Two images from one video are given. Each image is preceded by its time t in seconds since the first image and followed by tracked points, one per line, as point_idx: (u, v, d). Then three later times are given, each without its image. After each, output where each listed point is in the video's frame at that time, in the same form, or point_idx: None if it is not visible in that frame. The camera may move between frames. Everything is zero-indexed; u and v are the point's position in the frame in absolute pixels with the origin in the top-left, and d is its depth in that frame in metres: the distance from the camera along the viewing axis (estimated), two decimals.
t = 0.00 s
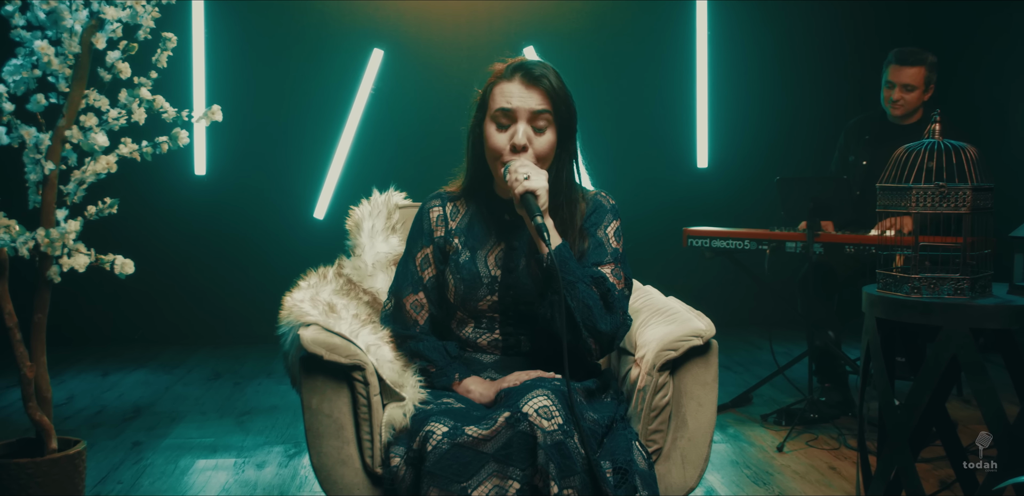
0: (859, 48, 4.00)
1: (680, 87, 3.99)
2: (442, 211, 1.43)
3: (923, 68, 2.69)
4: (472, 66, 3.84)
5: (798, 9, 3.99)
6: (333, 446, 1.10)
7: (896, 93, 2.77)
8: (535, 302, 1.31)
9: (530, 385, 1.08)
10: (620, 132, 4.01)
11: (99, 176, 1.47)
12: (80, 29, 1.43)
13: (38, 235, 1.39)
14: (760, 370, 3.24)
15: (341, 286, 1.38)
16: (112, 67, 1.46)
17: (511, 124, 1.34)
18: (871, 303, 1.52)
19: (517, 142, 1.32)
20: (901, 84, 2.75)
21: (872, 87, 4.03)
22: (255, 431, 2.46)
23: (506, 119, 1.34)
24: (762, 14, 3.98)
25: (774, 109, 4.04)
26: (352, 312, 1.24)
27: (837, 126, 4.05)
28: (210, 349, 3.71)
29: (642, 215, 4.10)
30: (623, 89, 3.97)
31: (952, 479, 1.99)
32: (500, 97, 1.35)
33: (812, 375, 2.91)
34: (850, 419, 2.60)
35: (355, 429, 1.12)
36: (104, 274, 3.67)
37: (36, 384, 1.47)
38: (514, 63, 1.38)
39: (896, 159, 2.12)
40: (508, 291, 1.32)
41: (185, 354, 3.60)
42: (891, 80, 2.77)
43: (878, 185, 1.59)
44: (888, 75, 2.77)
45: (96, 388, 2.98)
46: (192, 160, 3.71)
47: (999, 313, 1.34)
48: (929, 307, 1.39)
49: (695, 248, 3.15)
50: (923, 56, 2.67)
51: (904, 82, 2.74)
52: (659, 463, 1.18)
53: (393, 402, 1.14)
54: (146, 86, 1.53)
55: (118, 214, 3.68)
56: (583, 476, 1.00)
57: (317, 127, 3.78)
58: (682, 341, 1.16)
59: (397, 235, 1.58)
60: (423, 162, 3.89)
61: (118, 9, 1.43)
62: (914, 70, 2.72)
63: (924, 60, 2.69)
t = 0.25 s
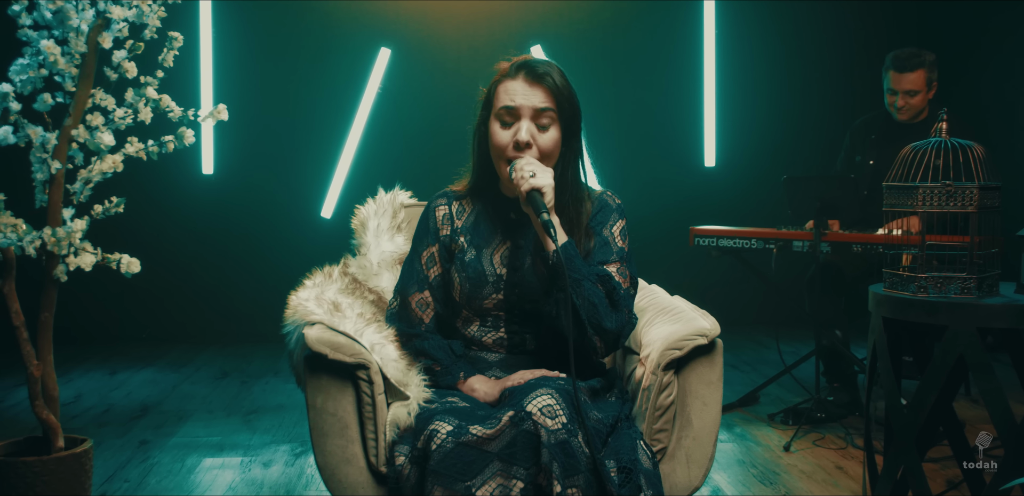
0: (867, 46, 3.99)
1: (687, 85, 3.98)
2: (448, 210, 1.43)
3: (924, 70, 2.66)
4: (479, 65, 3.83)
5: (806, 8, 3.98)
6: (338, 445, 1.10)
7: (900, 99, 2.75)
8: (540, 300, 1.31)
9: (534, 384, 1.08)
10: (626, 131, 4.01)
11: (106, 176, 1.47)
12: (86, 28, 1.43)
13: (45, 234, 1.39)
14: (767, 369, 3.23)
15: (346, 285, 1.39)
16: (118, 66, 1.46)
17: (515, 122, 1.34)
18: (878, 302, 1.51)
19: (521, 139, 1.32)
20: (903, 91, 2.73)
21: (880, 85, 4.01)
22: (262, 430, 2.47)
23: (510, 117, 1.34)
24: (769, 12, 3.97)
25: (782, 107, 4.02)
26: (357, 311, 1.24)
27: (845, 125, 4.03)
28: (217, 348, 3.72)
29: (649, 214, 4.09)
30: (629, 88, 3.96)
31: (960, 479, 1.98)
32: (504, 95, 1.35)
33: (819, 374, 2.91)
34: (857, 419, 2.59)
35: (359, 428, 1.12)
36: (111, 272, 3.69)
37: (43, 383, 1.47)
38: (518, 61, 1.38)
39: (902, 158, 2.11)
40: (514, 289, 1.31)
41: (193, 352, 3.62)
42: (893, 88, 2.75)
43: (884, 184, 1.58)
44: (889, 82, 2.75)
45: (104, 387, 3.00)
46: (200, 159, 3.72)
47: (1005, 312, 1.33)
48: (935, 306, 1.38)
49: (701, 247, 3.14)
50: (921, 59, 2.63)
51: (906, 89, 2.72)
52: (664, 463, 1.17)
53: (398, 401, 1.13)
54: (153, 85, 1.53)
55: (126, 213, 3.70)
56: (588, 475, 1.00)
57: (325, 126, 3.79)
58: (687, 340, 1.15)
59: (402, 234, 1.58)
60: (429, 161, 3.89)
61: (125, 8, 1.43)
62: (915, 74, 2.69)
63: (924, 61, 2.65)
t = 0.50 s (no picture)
0: (875, 44, 3.97)
1: (693, 84, 3.97)
2: (453, 208, 1.43)
3: (921, 71, 2.64)
4: (486, 63, 3.83)
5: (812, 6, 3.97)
6: (341, 444, 1.11)
7: (899, 101, 2.74)
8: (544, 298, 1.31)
9: (536, 384, 1.08)
10: (631, 130, 4.00)
11: (110, 174, 1.47)
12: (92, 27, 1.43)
13: (50, 233, 1.38)
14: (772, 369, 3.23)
15: (350, 284, 1.39)
16: (123, 65, 1.46)
17: (516, 124, 1.34)
18: (883, 302, 1.51)
19: (522, 141, 1.32)
20: (901, 93, 2.72)
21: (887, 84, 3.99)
22: (267, 429, 2.47)
23: (512, 120, 1.35)
24: (776, 10, 3.96)
25: (788, 106, 4.01)
26: (360, 309, 1.24)
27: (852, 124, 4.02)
28: (224, 347, 3.73)
29: (654, 213, 4.08)
30: (635, 86, 3.96)
31: (966, 479, 1.97)
32: (506, 98, 1.35)
33: (825, 374, 2.90)
34: (863, 418, 2.58)
35: (362, 427, 1.12)
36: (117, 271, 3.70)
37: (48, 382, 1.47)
38: (520, 63, 1.38)
39: (907, 156, 2.10)
40: (518, 286, 1.31)
41: (199, 351, 3.62)
42: (892, 90, 2.75)
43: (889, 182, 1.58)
44: (889, 85, 2.75)
45: (110, 385, 3.01)
46: (206, 158, 3.73)
47: (1011, 312, 1.32)
48: (940, 305, 1.38)
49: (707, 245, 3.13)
50: (918, 60, 2.61)
51: (904, 90, 2.71)
52: (667, 462, 1.17)
53: (400, 400, 1.14)
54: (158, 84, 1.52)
55: (132, 212, 3.71)
56: (589, 474, 1.00)
57: (330, 125, 3.79)
58: (690, 339, 1.15)
59: (406, 233, 1.58)
60: (434, 161, 3.89)
61: (130, 7, 1.43)
62: (913, 75, 2.68)
63: (921, 62, 2.63)
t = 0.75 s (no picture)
0: (880, 43, 3.97)
1: (697, 83, 3.97)
2: (458, 205, 1.43)
3: (913, 77, 2.62)
4: (490, 63, 3.83)
5: (817, 5, 3.96)
6: (342, 443, 1.11)
7: (894, 107, 2.72)
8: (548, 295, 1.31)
9: (535, 383, 1.08)
10: (635, 129, 4.00)
11: (113, 173, 1.47)
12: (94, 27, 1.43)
13: (52, 231, 1.37)
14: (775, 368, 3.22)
15: (352, 283, 1.39)
16: (126, 65, 1.46)
17: (518, 120, 1.34)
18: (885, 301, 1.51)
19: (522, 136, 1.32)
20: (895, 99, 2.70)
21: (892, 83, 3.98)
22: (271, 427, 2.48)
23: (514, 115, 1.35)
24: (780, 9, 3.95)
25: (792, 105, 4.01)
26: (361, 309, 1.24)
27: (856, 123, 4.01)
28: (228, 345, 3.74)
29: (657, 212, 4.08)
30: (639, 85, 3.95)
31: (970, 479, 1.97)
32: (510, 94, 1.36)
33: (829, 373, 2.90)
34: (867, 418, 2.58)
35: (363, 426, 1.12)
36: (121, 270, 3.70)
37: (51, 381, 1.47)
38: (527, 61, 1.39)
39: (910, 156, 2.10)
40: (521, 283, 1.32)
41: (202, 350, 3.63)
42: (887, 97, 2.72)
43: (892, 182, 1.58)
44: (882, 92, 2.73)
45: (114, 384, 3.01)
46: (210, 157, 3.74)
47: (1014, 312, 1.32)
48: (943, 305, 1.38)
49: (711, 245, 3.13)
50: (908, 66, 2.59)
51: (898, 97, 2.69)
52: (668, 461, 1.17)
53: (401, 400, 1.14)
54: (161, 83, 1.52)
55: (135, 211, 3.71)
56: (589, 474, 1.00)
57: (334, 125, 3.80)
58: (692, 338, 1.15)
59: (408, 232, 1.58)
60: (438, 160, 3.89)
61: (133, 6, 1.43)
62: (905, 81, 2.65)
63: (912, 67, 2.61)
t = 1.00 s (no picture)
0: (884, 42, 3.96)
1: (701, 82, 3.96)
2: (461, 205, 1.43)
3: (908, 78, 2.61)
4: (493, 62, 3.83)
5: (820, 4, 3.96)
6: (342, 442, 1.11)
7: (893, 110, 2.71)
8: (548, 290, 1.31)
9: (533, 382, 1.08)
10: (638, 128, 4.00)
11: (115, 173, 1.47)
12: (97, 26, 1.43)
13: (55, 231, 1.37)
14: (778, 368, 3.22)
15: (353, 283, 1.39)
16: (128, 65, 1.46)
17: (524, 108, 1.34)
18: (888, 300, 1.50)
19: (528, 124, 1.32)
20: (893, 102, 2.69)
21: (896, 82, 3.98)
22: (274, 427, 2.48)
23: (520, 104, 1.35)
24: (784, 8, 3.95)
25: (796, 105, 4.00)
26: (362, 308, 1.24)
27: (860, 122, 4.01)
28: (232, 345, 3.74)
29: (660, 212, 4.07)
30: (643, 84, 3.95)
31: (974, 478, 1.96)
32: (516, 85, 1.36)
33: (832, 373, 2.89)
34: (870, 417, 2.57)
35: (364, 425, 1.13)
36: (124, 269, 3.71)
37: (54, 380, 1.47)
38: (534, 55, 1.40)
39: (913, 155, 2.09)
40: (523, 278, 1.31)
41: (206, 349, 3.64)
42: (884, 100, 2.71)
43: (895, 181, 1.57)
44: (880, 96, 2.72)
45: (118, 383, 3.02)
46: (214, 157, 3.74)
47: (1017, 311, 1.32)
48: (945, 304, 1.38)
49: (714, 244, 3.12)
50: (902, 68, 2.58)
51: (896, 99, 2.68)
52: (669, 461, 1.17)
53: (402, 399, 1.13)
54: (164, 83, 1.52)
55: (138, 210, 3.72)
56: (588, 473, 0.99)
57: (338, 124, 3.80)
58: (692, 338, 1.15)
59: (410, 231, 1.58)
60: (442, 159, 3.89)
61: (135, 6, 1.42)
62: (901, 83, 2.64)
63: (906, 68, 2.60)
